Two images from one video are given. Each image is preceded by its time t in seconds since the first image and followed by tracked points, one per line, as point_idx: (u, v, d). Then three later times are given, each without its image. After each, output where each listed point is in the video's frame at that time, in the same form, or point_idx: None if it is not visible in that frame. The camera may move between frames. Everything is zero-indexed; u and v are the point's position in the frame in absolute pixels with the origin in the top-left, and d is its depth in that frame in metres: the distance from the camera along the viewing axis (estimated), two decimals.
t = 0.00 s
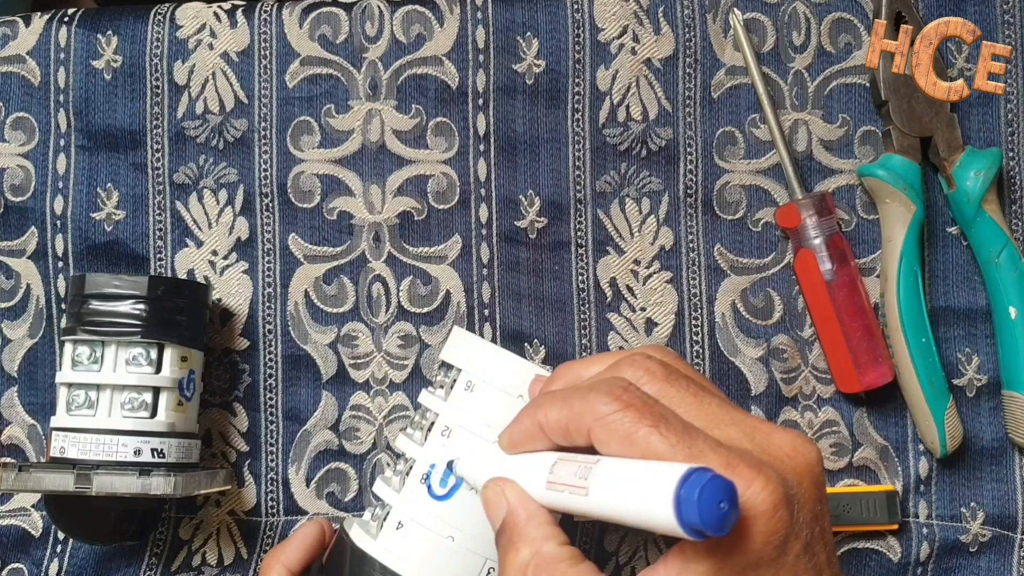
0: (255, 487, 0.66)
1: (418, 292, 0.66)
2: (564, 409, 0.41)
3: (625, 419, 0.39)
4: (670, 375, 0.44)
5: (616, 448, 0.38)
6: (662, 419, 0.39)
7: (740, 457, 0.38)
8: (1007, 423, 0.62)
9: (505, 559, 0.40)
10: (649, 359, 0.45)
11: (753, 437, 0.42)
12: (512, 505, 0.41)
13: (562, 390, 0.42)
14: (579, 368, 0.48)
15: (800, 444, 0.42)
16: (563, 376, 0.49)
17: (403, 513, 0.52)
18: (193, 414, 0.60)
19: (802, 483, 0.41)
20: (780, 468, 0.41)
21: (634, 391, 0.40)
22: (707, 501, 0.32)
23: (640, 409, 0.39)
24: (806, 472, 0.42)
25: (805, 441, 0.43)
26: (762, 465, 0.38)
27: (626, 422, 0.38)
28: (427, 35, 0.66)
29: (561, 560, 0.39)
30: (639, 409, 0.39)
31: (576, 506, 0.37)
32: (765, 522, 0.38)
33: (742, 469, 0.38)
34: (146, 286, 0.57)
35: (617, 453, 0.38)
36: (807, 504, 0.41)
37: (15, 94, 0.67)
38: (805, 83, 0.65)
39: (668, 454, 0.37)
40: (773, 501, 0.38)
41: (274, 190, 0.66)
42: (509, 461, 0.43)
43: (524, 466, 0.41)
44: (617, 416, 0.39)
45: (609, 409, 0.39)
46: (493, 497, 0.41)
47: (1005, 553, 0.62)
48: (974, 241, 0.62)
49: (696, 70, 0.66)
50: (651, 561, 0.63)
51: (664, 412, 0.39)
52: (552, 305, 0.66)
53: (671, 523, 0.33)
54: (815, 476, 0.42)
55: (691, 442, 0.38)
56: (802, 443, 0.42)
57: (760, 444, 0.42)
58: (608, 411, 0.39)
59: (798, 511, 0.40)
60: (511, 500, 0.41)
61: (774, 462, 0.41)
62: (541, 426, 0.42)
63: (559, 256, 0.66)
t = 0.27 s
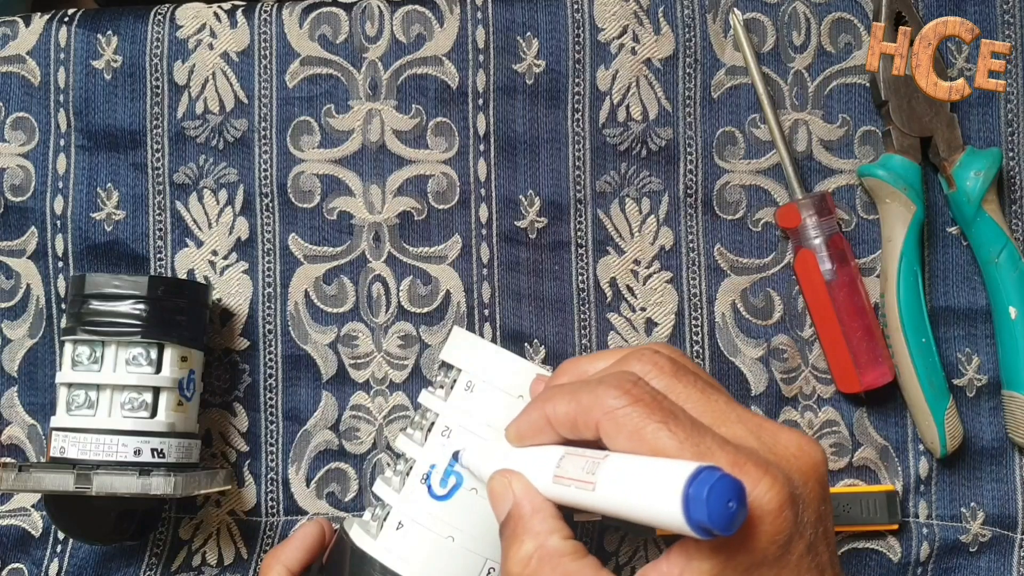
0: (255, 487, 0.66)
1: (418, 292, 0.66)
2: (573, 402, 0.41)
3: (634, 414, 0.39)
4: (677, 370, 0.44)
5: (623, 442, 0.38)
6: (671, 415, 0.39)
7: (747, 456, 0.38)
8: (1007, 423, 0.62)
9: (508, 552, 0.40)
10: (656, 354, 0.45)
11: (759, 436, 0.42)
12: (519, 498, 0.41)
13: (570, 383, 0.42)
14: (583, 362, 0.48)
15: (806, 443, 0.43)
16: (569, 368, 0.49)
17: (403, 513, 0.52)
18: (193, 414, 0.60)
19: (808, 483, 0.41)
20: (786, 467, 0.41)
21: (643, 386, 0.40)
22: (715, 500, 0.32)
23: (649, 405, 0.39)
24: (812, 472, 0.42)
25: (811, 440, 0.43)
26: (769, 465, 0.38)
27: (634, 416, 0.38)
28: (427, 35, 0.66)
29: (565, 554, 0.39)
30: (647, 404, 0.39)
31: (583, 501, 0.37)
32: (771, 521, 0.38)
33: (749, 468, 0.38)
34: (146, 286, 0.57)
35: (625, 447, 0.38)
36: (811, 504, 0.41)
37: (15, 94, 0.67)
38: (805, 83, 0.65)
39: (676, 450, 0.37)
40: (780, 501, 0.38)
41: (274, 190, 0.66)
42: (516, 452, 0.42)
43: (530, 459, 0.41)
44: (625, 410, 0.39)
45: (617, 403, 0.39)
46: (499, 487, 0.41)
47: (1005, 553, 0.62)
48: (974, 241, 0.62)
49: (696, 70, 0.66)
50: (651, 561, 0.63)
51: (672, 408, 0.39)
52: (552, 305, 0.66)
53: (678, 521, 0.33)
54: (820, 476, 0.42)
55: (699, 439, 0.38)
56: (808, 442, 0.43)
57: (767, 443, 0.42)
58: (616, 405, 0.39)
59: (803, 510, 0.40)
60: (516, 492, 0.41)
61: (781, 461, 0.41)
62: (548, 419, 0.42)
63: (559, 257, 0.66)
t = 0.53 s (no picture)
0: (255, 487, 0.66)
1: (418, 292, 0.66)
2: (587, 401, 0.42)
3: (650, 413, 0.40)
4: (686, 372, 0.45)
5: (639, 440, 0.39)
6: (687, 415, 0.40)
7: (763, 458, 0.40)
8: (1007, 423, 0.62)
9: (516, 558, 0.40)
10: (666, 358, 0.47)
11: (770, 441, 0.43)
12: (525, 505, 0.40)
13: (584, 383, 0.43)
14: (588, 363, 0.49)
15: (816, 447, 0.44)
16: (570, 370, 0.49)
17: (403, 513, 0.52)
18: (193, 414, 0.60)
19: (818, 488, 0.42)
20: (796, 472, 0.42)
21: (657, 386, 0.41)
22: (749, 500, 0.31)
23: (665, 404, 0.40)
24: (820, 478, 0.43)
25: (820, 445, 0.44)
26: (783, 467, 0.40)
27: (651, 415, 0.39)
28: (427, 35, 0.66)
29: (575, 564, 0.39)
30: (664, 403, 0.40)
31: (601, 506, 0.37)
32: (783, 523, 0.39)
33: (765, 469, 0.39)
34: (146, 286, 0.57)
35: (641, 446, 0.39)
36: (822, 508, 0.42)
37: (15, 94, 0.67)
38: (805, 83, 0.65)
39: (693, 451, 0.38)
40: (793, 501, 0.39)
41: (274, 190, 0.66)
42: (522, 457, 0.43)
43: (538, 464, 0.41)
44: (642, 408, 0.40)
45: (633, 401, 0.40)
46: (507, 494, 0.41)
47: (1005, 553, 0.62)
48: (974, 241, 0.62)
49: (696, 70, 0.66)
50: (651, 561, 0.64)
51: (689, 408, 0.40)
52: (552, 305, 0.66)
53: (708, 523, 0.32)
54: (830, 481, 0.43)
55: (713, 440, 0.39)
56: (818, 447, 0.44)
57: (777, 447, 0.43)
58: (632, 403, 0.40)
59: (813, 514, 0.41)
60: (521, 500, 0.41)
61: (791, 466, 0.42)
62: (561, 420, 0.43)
63: (559, 257, 0.66)
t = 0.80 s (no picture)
0: (255, 487, 0.66)
1: (418, 292, 0.66)
2: (541, 424, 0.41)
3: (599, 438, 0.38)
4: (653, 389, 0.43)
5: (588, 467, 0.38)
6: (636, 441, 0.38)
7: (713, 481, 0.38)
8: (1007, 423, 0.62)
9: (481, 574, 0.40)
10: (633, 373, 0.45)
11: (730, 459, 0.41)
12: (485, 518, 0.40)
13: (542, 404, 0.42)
14: (562, 377, 0.48)
15: (779, 464, 0.42)
16: (549, 385, 0.48)
17: (403, 513, 0.52)
18: (193, 414, 0.60)
19: (778, 507, 0.41)
20: (755, 492, 0.40)
21: (610, 409, 0.40)
22: (672, 535, 0.33)
23: (615, 429, 0.39)
24: (782, 495, 0.41)
25: (785, 461, 0.42)
26: (735, 490, 0.38)
27: (599, 442, 0.38)
28: (427, 35, 0.66)
29: None
30: (616, 428, 0.39)
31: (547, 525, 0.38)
32: (735, 548, 0.37)
33: (713, 494, 0.37)
34: (146, 286, 0.57)
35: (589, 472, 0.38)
36: (783, 527, 0.40)
37: (15, 94, 0.67)
38: (805, 83, 0.65)
39: (638, 477, 0.37)
40: (744, 526, 0.37)
41: (274, 190, 0.66)
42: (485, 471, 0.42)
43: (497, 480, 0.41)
44: (591, 435, 0.38)
45: (583, 427, 0.39)
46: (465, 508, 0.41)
47: (1005, 553, 0.62)
48: (974, 241, 0.62)
49: (696, 70, 0.66)
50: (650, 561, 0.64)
51: (639, 433, 0.39)
52: (552, 305, 0.66)
53: (634, 551, 0.34)
54: (794, 498, 0.41)
55: (663, 464, 0.38)
56: (781, 464, 0.42)
57: (736, 466, 0.41)
58: (581, 430, 0.39)
59: (771, 534, 0.40)
60: (484, 514, 0.40)
61: (751, 486, 0.40)
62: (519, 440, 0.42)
63: (559, 257, 0.66)
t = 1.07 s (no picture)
0: (255, 487, 0.66)
1: (418, 292, 0.66)
2: (532, 427, 0.40)
3: (588, 441, 0.38)
4: (644, 392, 0.43)
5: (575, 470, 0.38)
6: (626, 444, 0.38)
7: (702, 485, 0.38)
8: (1007, 423, 0.62)
9: (474, 574, 0.40)
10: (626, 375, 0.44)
11: (720, 462, 0.41)
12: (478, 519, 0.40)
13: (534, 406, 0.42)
14: (560, 378, 0.48)
15: (769, 468, 0.42)
16: (546, 387, 0.48)
17: (403, 513, 0.52)
18: (193, 414, 0.60)
19: (767, 510, 0.41)
20: (744, 496, 0.40)
21: (601, 412, 0.39)
22: (654, 541, 0.33)
23: (605, 433, 0.38)
24: (770, 498, 0.41)
25: (776, 465, 0.42)
26: (723, 494, 0.38)
27: (588, 445, 0.38)
28: (427, 35, 0.66)
29: None
30: (606, 431, 0.38)
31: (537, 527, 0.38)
32: (720, 552, 0.37)
33: (700, 498, 0.37)
34: (146, 286, 0.57)
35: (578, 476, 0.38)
36: (771, 530, 0.40)
37: (15, 94, 0.67)
38: (805, 83, 0.65)
39: (626, 481, 0.37)
40: (730, 530, 0.37)
41: (274, 190, 0.66)
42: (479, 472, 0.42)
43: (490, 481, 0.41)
44: (579, 439, 0.38)
45: (572, 430, 0.38)
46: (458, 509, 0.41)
47: (1005, 553, 0.62)
48: (974, 241, 0.62)
49: (696, 70, 0.66)
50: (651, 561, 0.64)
51: (629, 437, 0.38)
52: (552, 305, 0.66)
53: (618, 556, 0.34)
54: (783, 502, 0.41)
55: (652, 468, 0.37)
56: (771, 467, 0.42)
57: (726, 470, 0.41)
58: (570, 433, 0.38)
59: (759, 537, 0.40)
60: (476, 514, 0.40)
61: (740, 489, 0.40)
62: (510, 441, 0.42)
63: (559, 257, 0.66)
